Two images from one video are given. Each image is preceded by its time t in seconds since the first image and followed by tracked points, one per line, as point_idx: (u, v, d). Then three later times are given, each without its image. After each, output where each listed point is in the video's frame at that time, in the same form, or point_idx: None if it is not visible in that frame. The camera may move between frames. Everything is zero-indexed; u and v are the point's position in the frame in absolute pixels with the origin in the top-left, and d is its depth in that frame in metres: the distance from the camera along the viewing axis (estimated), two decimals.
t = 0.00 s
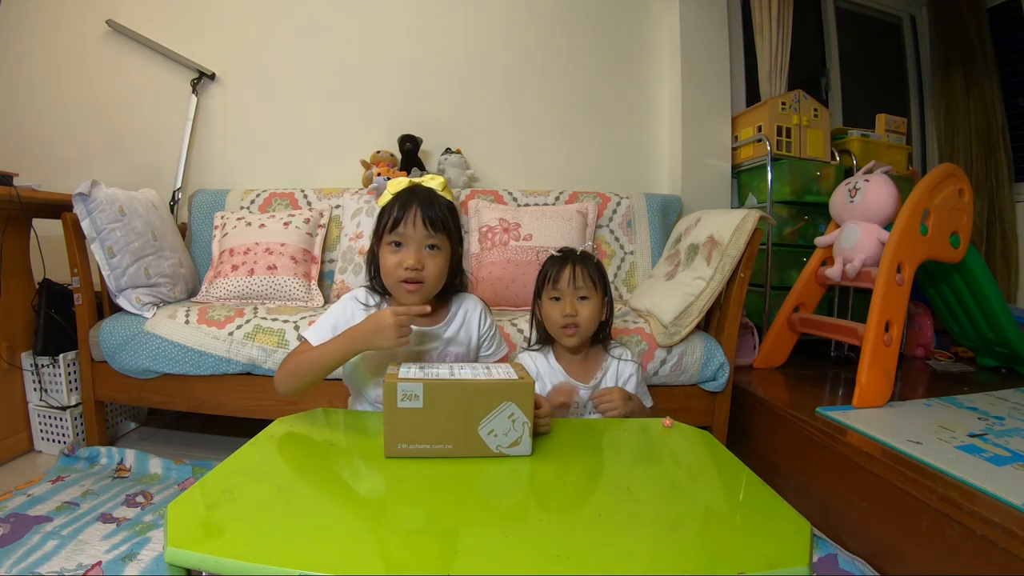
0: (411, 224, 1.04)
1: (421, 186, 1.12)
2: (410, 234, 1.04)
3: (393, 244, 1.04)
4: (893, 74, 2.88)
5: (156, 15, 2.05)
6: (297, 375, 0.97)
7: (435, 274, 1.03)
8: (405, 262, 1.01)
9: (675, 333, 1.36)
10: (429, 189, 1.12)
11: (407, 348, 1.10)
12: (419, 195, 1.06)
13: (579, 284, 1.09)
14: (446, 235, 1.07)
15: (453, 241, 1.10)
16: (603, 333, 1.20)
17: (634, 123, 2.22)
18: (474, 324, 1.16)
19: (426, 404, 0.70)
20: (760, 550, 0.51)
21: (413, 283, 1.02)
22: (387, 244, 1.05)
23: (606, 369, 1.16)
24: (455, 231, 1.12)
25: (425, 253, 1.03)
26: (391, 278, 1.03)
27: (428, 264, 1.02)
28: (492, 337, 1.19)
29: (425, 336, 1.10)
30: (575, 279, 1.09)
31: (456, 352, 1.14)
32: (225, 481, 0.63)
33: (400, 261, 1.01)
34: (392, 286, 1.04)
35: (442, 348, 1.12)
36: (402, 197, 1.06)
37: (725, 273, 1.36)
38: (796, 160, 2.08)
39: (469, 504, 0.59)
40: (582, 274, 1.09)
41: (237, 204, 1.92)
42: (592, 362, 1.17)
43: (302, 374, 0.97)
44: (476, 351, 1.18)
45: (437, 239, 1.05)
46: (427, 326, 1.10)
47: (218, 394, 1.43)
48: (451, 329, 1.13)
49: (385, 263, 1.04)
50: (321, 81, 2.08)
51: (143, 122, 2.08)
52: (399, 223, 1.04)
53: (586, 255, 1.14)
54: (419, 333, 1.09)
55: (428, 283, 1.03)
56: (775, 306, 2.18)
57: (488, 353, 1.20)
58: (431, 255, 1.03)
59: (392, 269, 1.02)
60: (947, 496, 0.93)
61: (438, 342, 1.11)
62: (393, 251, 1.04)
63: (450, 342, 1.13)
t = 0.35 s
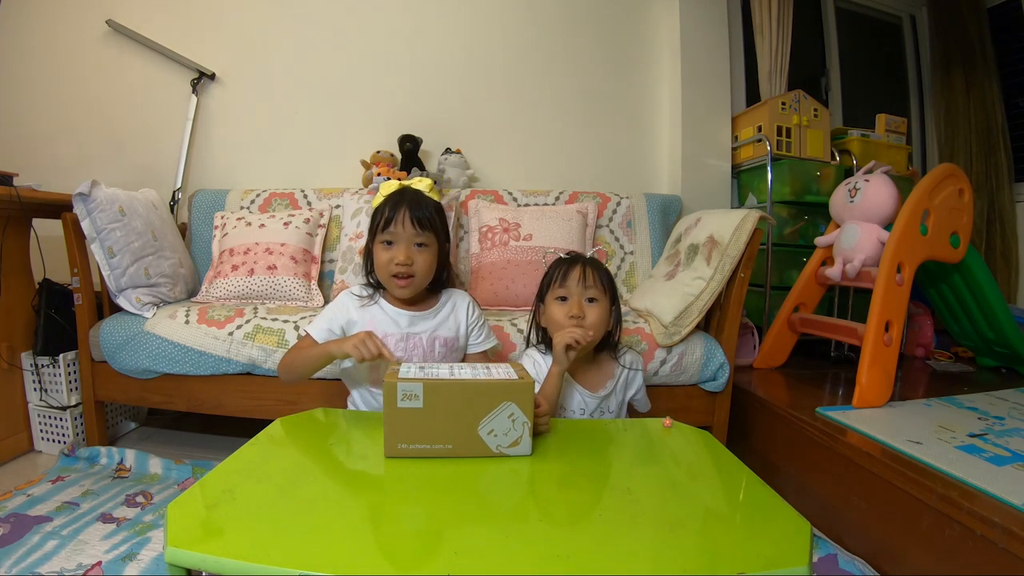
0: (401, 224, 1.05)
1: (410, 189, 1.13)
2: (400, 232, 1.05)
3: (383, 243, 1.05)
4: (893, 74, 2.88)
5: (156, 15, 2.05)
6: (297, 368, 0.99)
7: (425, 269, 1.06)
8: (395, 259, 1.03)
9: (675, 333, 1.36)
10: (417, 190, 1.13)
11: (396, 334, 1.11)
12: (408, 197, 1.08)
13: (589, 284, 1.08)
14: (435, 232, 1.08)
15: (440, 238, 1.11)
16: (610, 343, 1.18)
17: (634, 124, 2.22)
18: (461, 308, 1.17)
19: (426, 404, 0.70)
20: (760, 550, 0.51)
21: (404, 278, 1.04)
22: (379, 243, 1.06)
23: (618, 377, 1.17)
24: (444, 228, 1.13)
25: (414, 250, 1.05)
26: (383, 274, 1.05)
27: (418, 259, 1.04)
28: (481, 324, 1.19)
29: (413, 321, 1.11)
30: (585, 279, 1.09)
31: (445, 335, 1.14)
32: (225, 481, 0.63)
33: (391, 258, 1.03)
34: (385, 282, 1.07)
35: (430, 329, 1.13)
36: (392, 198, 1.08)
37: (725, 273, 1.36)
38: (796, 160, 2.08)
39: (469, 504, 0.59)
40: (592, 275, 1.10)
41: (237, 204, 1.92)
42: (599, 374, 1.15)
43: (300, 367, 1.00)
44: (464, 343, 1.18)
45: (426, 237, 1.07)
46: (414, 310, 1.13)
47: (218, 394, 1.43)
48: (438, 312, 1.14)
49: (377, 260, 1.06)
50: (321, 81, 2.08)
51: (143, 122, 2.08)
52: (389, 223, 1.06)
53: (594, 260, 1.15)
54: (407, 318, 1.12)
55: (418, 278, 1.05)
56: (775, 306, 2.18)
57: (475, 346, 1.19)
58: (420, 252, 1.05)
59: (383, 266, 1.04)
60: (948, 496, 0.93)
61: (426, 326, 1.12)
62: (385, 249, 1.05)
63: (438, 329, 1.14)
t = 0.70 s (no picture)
0: (395, 231, 1.06)
1: (403, 199, 1.15)
2: (393, 238, 1.06)
3: (377, 248, 1.07)
4: (893, 74, 2.88)
5: (156, 15, 2.05)
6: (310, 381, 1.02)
7: (418, 271, 1.08)
8: (390, 262, 1.05)
9: (675, 333, 1.36)
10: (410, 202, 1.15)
11: (386, 326, 1.11)
12: (401, 204, 1.09)
13: (603, 301, 1.05)
14: (427, 236, 1.10)
15: (432, 244, 1.13)
16: (624, 362, 1.15)
17: (634, 124, 2.23)
18: (450, 302, 1.17)
19: (427, 404, 0.70)
20: (761, 550, 0.51)
21: (398, 280, 1.06)
22: (374, 248, 1.08)
23: (625, 397, 1.16)
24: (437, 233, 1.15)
25: (408, 255, 1.07)
26: (378, 277, 1.07)
27: (412, 263, 1.07)
28: (472, 318, 1.17)
29: (403, 314, 1.12)
30: (600, 295, 1.05)
31: (434, 327, 1.13)
32: (225, 481, 0.63)
33: (386, 261, 1.05)
34: (379, 284, 1.08)
35: (418, 322, 1.12)
36: (387, 205, 1.09)
37: (725, 273, 1.37)
38: (796, 160, 2.08)
39: (469, 504, 0.59)
40: (608, 291, 1.06)
41: (237, 204, 1.92)
42: (605, 393, 1.15)
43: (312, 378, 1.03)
44: (454, 336, 1.15)
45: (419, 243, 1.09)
46: (406, 306, 1.14)
47: (218, 394, 1.43)
48: (427, 306, 1.14)
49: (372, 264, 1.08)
50: (321, 81, 2.08)
51: (143, 122, 2.08)
52: (382, 230, 1.07)
53: (617, 273, 1.11)
54: (397, 312, 1.12)
55: (412, 280, 1.07)
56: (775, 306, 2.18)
57: (465, 337, 1.16)
58: (414, 255, 1.07)
59: (378, 269, 1.06)
60: (947, 496, 0.93)
61: (415, 318, 1.12)
62: (380, 254, 1.07)
63: (428, 321, 1.13)
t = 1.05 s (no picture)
0: (390, 232, 1.07)
1: (399, 201, 1.15)
2: (389, 239, 1.07)
3: (373, 249, 1.07)
4: (894, 74, 2.88)
5: (156, 15, 2.05)
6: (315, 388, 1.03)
7: (415, 270, 1.08)
8: (385, 262, 1.05)
9: (675, 333, 1.36)
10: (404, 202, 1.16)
11: (386, 327, 1.11)
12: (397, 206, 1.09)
13: (606, 278, 1.06)
14: (423, 235, 1.10)
15: (429, 244, 1.13)
16: (625, 336, 1.16)
17: (634, 124, 2.23)
18: (447, 304, 1.17)
19: (427, 404, 0.70)
20: (760, 550, 0.51)
21: (394, 279, 1.07)
22: (370, 249, 1.08)
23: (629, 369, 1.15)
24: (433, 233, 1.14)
25: (404, 255, 1.07)
26: (375, 277, 1.07)
27: (408, 263, 1.06)
28: (470, 319, 1.17)
29: (402, 315, 1.12)
30: (601, 274, 1.07)
31: (433, 329, 1.13)
32: (224, 481, 0.63)
33: (381, 261, 1.05)
34: (376, 284, 1.08)
35: (417, 323, 1.12)
36: (383, 208, 1.09)
37: (725, 273, 1.37)
38: (796, 160, 2.08)
39: (469, 504, 0.59)
40: (609, 269, 1.07)
41: (237, 204, 1.92)
42: (611, 364, 1.14)
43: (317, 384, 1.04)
44: (453, 336, 1.15)
45: (415, 243, 1.08)
46: (403, 308, 1.14)
47: (218, 394, 1.43)
48: (425, 309, 1.14)
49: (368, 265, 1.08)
50: (321, 81, 2.08)
51: (143, 122, 2.08)
52: (378, 231, 1.08)
53: (614, 252, 1.12)
54: (396, 314, 1.12)
55: (409, 279, 1.07)
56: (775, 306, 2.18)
57: (464, 336, 1.15)
58: (409, 255, 1.07)
59: (374, 268, 1.06)
60: (948, 496, 0.93)
61: (414, 319, 1.12)
62: (376, 254, 1.07)
63: (426, 323, 1.13)
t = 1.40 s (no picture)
0: (392, 235, 1.06)
1: (404, 194, 1.14)
2: (392, 244, 1.07)
3: (379, 255, 1.08)
4: (894, 74, 2.87)
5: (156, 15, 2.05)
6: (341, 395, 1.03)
7: (420, 276, 1.07)
8: (390, 270, 1.06)
9: (675, 333, 1.36)
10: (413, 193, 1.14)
11: (404, 355, 1.14)
12: (400, 206, 1.09)
13: (606, 284, 1.07)
14: (428, 238, 1.08)
15: (437, 242, 1.11)
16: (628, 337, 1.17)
17: (634, 124, 2.23)
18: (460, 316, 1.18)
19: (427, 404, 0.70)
20: (761, 550, 0.51)
21: (400, 287, 1.06)
22: (376, 256, 1.09)
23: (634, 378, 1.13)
24: (440, 232, 1.13)
25: (408, 262, 1.06)
26: (382, 285, 1.08)
27: (411, 271, 1.06)
28: (481, 323, 1.15)
29: (419, 341, 1.14)
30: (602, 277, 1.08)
31: (450, 351, 1.16)
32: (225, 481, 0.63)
33: (386, 269, 1.06)
34: (384, 292, 1.09)
35: (434, 346, 1.15)
36: (386, 208, 1.09)
37: (725, 273, 1.36)
38: (795, 160, 2.08)
39: (469, 504, 0.59)
40: (608, 274, 1.08)
41: (237, 204, 1.92)
42: (618, 369, 1.13)
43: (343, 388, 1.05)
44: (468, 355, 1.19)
45: (419, 246, 1.07)
46: (415, 318, 1.14)
47: (218, 394, 1.43)
48: (441, 326, 1.16)
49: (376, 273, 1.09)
50: (321, 81, 2.08)
51: (143, 121, 2.08)
52: (383, 235, 1.08)
53: (613, 257, 1.13)
54: (413, 340, 1.14)
55: (414, 287, 1.06)
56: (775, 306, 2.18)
57: (476, 340, 1.12)
58: (414, 261, 1.06)
59: (381, 277, 1.07)
60: (948, 496, 0.93)
61: (431, 345, 1.15)
62: (381, 261, 1.08)
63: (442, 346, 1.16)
